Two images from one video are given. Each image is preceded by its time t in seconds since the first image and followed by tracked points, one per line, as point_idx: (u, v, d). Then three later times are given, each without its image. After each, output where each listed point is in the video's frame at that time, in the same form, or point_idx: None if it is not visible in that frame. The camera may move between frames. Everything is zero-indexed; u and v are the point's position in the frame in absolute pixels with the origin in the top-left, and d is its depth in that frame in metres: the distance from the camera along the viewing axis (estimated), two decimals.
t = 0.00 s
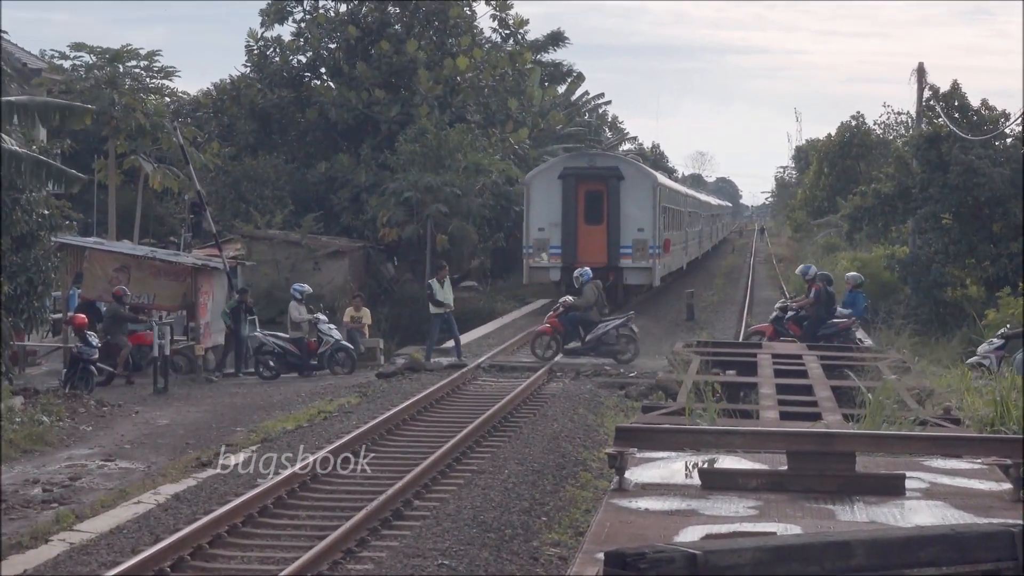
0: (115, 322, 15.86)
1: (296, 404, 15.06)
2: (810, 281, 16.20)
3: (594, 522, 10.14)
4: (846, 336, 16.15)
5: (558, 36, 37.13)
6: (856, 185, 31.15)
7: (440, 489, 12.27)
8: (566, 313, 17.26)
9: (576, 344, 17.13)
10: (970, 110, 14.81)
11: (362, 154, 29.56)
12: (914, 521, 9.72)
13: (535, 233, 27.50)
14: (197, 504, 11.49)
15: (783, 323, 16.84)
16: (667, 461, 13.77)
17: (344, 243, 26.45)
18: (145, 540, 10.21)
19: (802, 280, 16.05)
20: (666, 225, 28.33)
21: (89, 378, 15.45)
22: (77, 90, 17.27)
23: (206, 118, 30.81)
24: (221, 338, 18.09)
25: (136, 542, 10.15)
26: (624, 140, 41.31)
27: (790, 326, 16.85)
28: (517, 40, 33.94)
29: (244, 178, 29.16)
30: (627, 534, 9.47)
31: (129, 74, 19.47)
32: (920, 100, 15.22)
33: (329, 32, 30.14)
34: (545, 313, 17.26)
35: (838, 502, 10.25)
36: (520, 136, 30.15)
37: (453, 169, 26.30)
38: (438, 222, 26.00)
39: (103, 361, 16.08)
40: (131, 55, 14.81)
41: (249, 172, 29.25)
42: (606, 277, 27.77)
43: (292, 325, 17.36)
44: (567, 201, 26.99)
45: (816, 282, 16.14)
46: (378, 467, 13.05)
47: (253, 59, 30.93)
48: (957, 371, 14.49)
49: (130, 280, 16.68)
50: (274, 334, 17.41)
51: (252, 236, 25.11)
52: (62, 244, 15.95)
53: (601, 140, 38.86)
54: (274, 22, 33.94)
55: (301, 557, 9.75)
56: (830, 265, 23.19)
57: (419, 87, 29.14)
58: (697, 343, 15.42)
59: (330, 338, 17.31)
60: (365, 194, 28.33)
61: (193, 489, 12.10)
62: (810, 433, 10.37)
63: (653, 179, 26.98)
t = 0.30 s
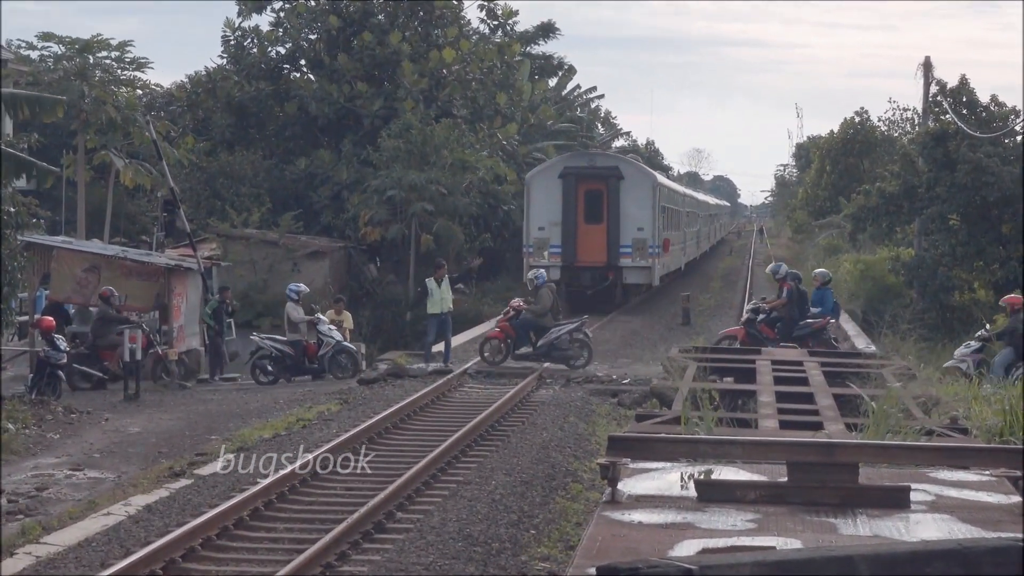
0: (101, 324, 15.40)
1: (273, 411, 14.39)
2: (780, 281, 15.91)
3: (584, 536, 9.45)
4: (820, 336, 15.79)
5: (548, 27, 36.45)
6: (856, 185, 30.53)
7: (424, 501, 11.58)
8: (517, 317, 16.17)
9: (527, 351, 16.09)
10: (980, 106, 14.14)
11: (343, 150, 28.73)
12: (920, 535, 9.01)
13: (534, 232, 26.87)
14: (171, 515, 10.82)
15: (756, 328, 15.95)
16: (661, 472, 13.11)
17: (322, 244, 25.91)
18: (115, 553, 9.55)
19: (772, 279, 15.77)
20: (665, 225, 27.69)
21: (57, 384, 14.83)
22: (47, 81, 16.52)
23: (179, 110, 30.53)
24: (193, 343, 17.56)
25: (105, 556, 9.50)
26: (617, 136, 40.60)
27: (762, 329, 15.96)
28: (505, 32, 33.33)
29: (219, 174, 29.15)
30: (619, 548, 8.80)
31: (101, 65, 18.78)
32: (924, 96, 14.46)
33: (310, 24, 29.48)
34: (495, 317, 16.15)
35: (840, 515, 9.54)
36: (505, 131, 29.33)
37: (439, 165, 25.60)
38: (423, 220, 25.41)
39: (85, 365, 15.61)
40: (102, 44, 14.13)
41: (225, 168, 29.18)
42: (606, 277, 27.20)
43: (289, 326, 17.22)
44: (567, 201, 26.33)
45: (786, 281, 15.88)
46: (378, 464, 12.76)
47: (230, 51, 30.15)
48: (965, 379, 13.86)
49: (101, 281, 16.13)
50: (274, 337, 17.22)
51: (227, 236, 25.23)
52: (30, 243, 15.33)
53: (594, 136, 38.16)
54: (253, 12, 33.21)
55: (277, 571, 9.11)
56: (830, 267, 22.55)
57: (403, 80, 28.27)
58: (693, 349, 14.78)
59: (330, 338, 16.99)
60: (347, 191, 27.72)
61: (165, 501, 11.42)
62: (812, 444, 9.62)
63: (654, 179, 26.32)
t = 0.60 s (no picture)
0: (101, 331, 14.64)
1: (254, 418, 13.85)
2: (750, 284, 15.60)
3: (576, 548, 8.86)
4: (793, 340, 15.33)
5: (539, 19, 35.86)
6: (857, 183, 30.02)
7: (410, 511, 11.03)
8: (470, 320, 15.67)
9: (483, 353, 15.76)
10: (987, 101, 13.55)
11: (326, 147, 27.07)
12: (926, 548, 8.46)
13: (535, 233, 26.31)
14: (148, 526, 10.28)
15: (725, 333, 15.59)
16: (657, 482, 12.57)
17: (308, 242, 24.65)
18: (88, 566, 9.03)
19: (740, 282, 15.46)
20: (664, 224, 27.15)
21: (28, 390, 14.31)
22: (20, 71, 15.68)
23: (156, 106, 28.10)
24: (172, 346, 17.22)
25: (78, 569, 8.98)
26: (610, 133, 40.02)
27: (730, 335, 15.58)
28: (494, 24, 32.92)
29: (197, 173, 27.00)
30: (612, 560, 8.24)
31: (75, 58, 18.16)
32: (930, 91, 13.93)
33: (292, 15, 28.21)
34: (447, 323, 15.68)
35: (843, 527, 8.94)
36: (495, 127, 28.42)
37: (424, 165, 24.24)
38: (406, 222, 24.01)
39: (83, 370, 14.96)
40: (74, 37, 13.59)
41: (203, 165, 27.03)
42: (606, 277, 26.69)
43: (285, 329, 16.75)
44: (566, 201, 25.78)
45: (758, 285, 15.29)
46: (376, 467, 12.42)
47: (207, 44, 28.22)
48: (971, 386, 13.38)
49: (75, 282, 15.75)
50: (270, 341, 16.85)
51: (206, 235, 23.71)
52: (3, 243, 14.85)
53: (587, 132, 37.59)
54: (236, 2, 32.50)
55: None
56: (832, 268, 22.02)
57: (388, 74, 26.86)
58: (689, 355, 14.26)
59: (328, 341, 16.56)
60: (331, 189, 26.26)
61: (140, 511, 10.88)
62: (814, 451, 9.03)
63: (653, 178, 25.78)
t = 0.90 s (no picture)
0: (106, 333, 14.42)
1: (232, 427, 13.21)
2: (711, 287, 14.84)
3: (568, 566, 8.22)
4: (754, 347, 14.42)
5: (528, 10, 35.23)
6: (857, 182, 29.46)
7: (395, 525, 10.40)
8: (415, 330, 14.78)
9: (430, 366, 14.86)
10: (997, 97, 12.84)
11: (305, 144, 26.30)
12: (934, 564, 7.82)
13: (533, 233, 25.72)
14: (118, 542, 9.64)
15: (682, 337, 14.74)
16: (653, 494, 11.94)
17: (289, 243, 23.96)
18: None
19: (699, 283, 14.69)
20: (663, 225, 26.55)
21: None
22: None
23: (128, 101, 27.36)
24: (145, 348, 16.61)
25: None
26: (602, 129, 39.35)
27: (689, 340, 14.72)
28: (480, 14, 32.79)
29: (172, 169, 25.77)
30: None
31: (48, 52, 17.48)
32: (937, 85, 13.31)
33: (269, 6, 27.21)
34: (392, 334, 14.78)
35: (847, 542, 8.29)
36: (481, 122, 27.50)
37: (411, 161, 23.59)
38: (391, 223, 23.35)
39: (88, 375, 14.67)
40: (41, 30, 12.98)
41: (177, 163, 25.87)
42: (606, 278, 26.12)
43: (280, 333, 15.85)
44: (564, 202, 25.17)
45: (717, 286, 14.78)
46: (377, 467, 12.15)
47: (183, 36, 27.62)
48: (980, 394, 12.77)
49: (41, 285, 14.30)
50: (265, 346, 15.91)
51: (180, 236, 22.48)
52: None
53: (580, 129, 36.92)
54: None
55: None
56: (834, 269, 21.42)
57: (371, 68, 26.28)
58: (686, 359, 13.64)
59: (326, 346, 15.80)
60: (310, 188, 25.26)
61: (110, 526, 10.23)
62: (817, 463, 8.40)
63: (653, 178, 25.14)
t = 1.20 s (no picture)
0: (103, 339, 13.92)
1: (210, 437, 12.66)
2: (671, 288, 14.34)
3: None
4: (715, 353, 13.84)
5: (517, 3, 34.65)
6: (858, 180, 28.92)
7: (380, 539, 9.87)
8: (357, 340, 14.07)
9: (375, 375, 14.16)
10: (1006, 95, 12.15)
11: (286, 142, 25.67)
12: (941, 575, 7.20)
13: (531, 234, 25.22)
14: (92, 557, 9.11)
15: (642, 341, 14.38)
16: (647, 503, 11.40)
17: (267, 245, 23.34)
18: None
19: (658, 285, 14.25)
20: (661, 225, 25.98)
21: None
22: None
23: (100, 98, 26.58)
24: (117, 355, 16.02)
25: None
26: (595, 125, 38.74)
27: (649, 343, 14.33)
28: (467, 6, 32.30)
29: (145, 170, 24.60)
30: None
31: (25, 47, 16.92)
32: (942, 80, 12.83)
33: None
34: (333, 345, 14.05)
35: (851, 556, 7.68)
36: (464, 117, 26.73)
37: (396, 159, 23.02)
38: (376, 224, 22.64)
39: (82, 382, 14.07)
40: (10, 22, 12.44)
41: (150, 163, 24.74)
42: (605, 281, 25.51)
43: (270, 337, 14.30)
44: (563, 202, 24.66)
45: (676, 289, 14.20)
46: (380, 467, 11.91)
47: (157, 30, 26.92)
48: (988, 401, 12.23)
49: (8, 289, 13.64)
50: (254, 351, 14.35)
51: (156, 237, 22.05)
52: None
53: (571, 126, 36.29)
54: None
55: None
56: (836, 271, 20.90)
57: (353, 63, 25.58)
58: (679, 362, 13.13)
59: (319, 349, 14.20)
60: (291, 188, 24.69)
61: (81, 540, 9.69)
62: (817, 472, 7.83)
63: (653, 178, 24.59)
